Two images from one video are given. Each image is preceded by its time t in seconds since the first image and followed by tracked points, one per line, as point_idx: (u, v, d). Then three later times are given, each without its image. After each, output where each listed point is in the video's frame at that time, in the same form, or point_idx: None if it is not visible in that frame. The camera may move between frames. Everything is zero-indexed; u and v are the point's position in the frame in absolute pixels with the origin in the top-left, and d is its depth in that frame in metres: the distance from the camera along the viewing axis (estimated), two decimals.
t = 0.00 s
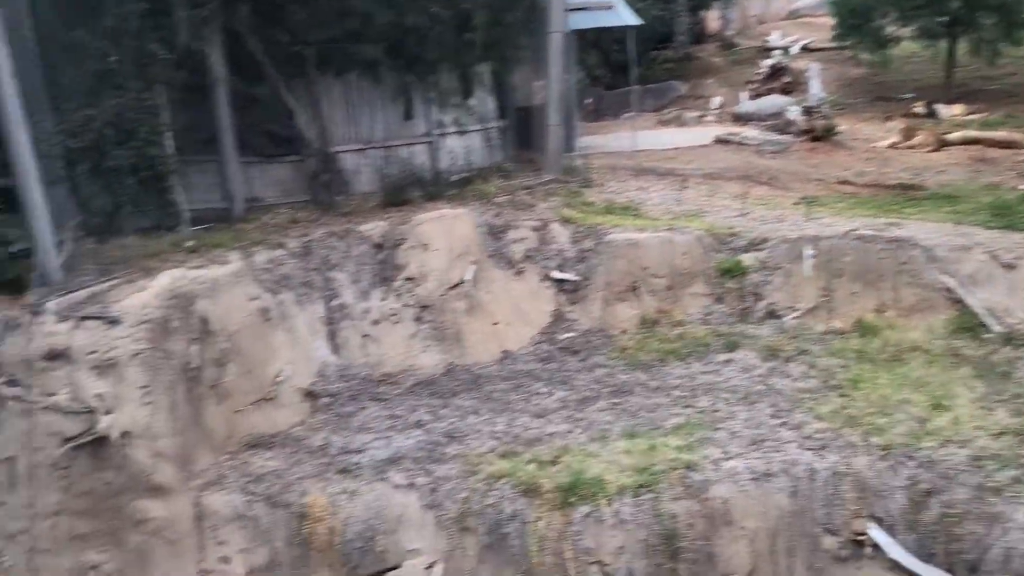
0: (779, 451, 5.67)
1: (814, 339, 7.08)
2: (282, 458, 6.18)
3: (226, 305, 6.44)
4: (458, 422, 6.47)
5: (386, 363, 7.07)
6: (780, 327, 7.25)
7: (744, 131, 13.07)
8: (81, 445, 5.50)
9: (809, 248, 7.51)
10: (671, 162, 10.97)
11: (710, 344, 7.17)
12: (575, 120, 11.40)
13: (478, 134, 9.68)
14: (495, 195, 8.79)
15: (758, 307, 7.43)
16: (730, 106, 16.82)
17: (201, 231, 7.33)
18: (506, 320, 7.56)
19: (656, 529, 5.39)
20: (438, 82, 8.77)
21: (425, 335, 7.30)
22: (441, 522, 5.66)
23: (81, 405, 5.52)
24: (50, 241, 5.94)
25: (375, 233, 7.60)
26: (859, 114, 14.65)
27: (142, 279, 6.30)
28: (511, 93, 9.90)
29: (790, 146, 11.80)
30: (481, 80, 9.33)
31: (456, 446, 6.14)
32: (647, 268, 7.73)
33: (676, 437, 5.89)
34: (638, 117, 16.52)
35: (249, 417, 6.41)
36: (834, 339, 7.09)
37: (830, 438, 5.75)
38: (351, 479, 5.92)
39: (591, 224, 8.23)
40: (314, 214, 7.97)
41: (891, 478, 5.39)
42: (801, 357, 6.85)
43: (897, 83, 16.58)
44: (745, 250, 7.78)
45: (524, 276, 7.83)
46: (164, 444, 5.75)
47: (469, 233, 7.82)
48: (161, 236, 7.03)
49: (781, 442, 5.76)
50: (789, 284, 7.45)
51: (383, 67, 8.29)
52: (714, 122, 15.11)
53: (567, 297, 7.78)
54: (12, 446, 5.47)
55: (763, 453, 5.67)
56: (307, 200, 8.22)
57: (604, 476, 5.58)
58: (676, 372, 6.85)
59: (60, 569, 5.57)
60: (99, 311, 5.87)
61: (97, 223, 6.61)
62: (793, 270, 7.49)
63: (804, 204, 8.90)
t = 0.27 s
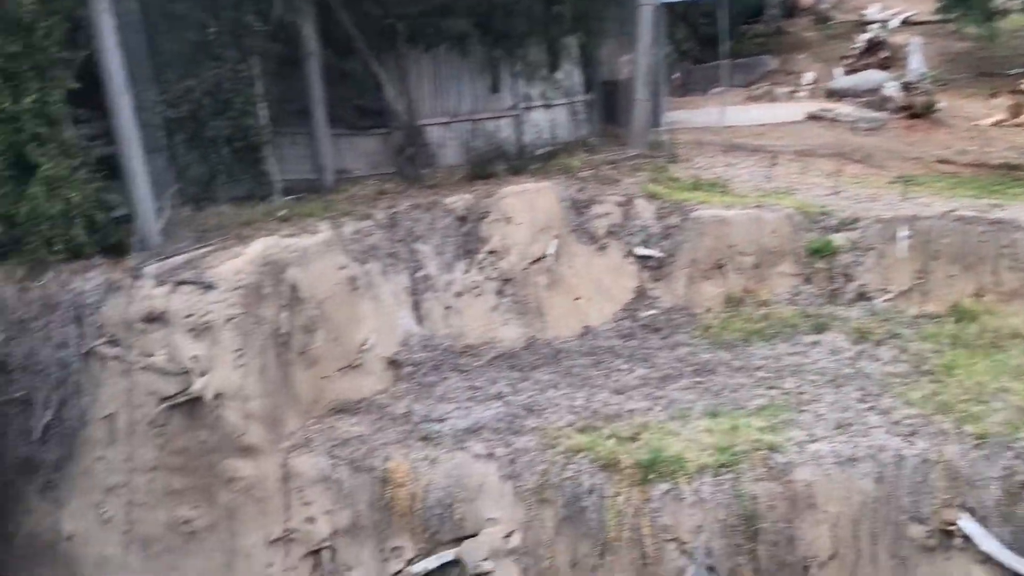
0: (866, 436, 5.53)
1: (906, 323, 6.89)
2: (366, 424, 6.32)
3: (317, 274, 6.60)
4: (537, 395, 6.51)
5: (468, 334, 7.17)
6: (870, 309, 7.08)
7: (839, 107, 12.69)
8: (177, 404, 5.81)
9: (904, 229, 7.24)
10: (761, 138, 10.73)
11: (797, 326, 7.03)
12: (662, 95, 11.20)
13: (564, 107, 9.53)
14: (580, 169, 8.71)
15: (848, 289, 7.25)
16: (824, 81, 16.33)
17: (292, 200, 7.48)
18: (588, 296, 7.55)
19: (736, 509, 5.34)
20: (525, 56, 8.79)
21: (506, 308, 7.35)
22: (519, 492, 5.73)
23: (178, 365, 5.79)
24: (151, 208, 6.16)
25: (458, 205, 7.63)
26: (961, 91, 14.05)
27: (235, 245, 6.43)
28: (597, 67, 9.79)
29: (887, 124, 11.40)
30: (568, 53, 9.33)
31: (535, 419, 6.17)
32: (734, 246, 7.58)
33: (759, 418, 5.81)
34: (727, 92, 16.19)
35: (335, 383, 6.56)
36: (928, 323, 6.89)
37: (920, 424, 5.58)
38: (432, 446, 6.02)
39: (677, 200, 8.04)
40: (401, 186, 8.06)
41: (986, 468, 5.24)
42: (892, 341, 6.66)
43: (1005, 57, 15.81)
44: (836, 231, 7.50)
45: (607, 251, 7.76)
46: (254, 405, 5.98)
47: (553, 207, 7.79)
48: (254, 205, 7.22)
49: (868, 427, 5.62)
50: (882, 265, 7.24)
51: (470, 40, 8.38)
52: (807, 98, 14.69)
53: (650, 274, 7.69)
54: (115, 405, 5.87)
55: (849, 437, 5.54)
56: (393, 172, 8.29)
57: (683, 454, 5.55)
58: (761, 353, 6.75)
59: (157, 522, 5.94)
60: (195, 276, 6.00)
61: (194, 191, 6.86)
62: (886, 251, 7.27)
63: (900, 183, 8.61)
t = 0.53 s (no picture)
0: (952, 418, 5.35)
1: (999, 304, 6.62)
2: (440, 388, 6.39)
3: (395, 239, 6.63)
4: (612, 365, 6.49)
5: (542, 304, 7.15)
6: (960, 288, 6.80)
7: (933, 78, 12.22)
8: (261, 362, 5.96)
9: (1000, 205, 6.98)
10: (850, 110, 10.41)
11: (882, 303, 6.83)
12: (747, 63, 10.94)
13: (645, 75, 9.45)
14: (661, 139, 8.56)
15: (938, 267, 6.99)
16: (918, 51, 15.72)
17: (373, 165, 7.56)
18: (665, 268, 7.45)
19: (813, 487, 5.24)
20: (608, 23, 8.63)
21: (581, 278, 7.32)
22: (591, 461, 5.75)
23: (262, 325, 5.92)
24: (238, 171, 6.29)
25: (536, 173, 7.60)
26: None
27: (318, 211, 6.51)
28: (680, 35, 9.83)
29: (985, 96, 10.93)
30: (652, 21, 9.16)
31: (609, 389, 6.16)
32: (819, 220, 7.42)
33: (839, 396, 5.68)
34: (815, 62, 15.73)
35: (411, 347, 6.63)
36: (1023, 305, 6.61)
37: (1011, 408, 5.37)
38: (505, 413, 6.06)
39: (761, 171, 7.91)
40: (479, 153, 8.05)
41: None
42: (984, 322, 6.41)
43: None
44: (926, 206, 7.26)
45: (686, 222, 7.64)
46: (334, 366, 6.12)
47: (632, 176, 7.71)
48: (334, 171, 7.28)
49: (955, 409, 5.44)
50: (975, 242, 6.97)
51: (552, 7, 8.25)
52: (899, 68, 14.18)
53: (731, 247, 7.55)
54: (200, 361, 6.05)
55: (933, 419, 5.37)
56: (472, 139, 8.29)
57: (760, 429, 5.46)
58: (842, 330, 6.59)
59: (239, 477, 6.16)
60: (279, 239, 6.11)
61: (278, 155, 6.98)
62: (980, 228, 7.00)
63: (998, 158, 8.26)
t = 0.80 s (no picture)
0: None
1: None
2: (504, 358, 6.43)
3: (462, 209, 6.65)
4: (677, 341, 6.44)
5: (607, 276, 7.14)
6: None
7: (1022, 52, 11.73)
8: (330, 327, 6.09)
9: None
10: (931, 84, 10.08)
11: (959, 284, 6.62)
12: (825, 34, 10.67)
13: (719, 47, 9.28)
14: (734, 112, 8.36)
15: (1021, 249, 6.73)
16: (1006, 24, 15.12)
17: (441, 135, 7.50)
18: (735, 244, 7.35)
19: (880, 470, 5.15)
20: None
21: (648, 253, 7.28)
22: (654, 436, 5.72)
23: (332, 292, 6.04)
24: (309, 138, 6.40)
25: (606, 145, 7.52)
26: None
27: (387, 179, 6.50)
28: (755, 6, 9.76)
29: None
30: None
31: (673, 364, 6.13)
32: (895, 197, 7.22)
33: (910, 378, 5.56)
34: (897, 35, 15.25)
35: (476, 316, 6.67)
36: None
37: None
38: (568, 385, 6.08)
39: (836, 146, 7.74)
40: (547, 123, 7.98)
41: None
42: None
43: None
44: (1009, 184, 7.13)
45: (757, 198, 7.53)
46: (400, 333, 6.22)
47: (704, 150, 7.58)
48: (404, 140, 7.28)
49: None
50: None
51: None
52: (986, 42, 13.65)
53: (802, 224, 7.44)
54: (271, 325, 6.17)
55: (1010, 405, 5.21)
56: (540, 110, 8.22)
57: (828, 409, 5.38)
58: (916, 311, 6.42)
59: (306, 438, 6.29)
60: (348, 208, 6.20)
61: (349, 123, 7.05)
62: None
63: None
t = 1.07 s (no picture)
0: None
1: None
2: (557, 337, 6.44)
3: (519, 187, 6.64)
4: (733, 324, 6.38)
5: (662, 258, 7.16)
6: None
7: None
8: (386, 302, 6.13)
9: None
10: (1007, 66, 9.76)
11: None
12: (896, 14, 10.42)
13: (784, 27, 9.07)
14: (798, 94, 8.20)
15: None
16: None
17: (500, 112, 7.53)
18: (795, 227, 7.32)
19: (939, 461, 5.05)
20: None
21: (706, 235, 7.25)
22: (708, 419, 5.69)
23: (389, 267, 6.09)
24: (369, 112, 6.41)
25: (667, 124, 7.48)
26: None
27: (445, 155, 6.46)
28: None
29: None
30: None
31: (729, 347, 6.09)
32: (964, 182, 7.02)
33: (973, 368, 5.43)
34: (972, 14, 14.78)
35: (530, 294, 6.69)
36: None
37: None
38: (621, 366, 6.07)
39: (904, 129, 7.55)
40: (606, 102, 7.92)
41: None
42: None
43: None
44: None
45: (819, 180, 7.48)
46: (455, 310, 6.25)
47: (766, 130, 7.50)
48: (463, 118, 7.30)
49: None
50: None
51: None
52: None
53: (865, 207, 7.40)
54: (330, 297, 6.27)
55: None
56: (600, 88, 8.22)
57: (887, 397, 5.29)
58: (982, 300, 6.27)
59: (361, 409, 6.39)
60: (407, 183, 6.19)
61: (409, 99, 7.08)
62: None
63: None
